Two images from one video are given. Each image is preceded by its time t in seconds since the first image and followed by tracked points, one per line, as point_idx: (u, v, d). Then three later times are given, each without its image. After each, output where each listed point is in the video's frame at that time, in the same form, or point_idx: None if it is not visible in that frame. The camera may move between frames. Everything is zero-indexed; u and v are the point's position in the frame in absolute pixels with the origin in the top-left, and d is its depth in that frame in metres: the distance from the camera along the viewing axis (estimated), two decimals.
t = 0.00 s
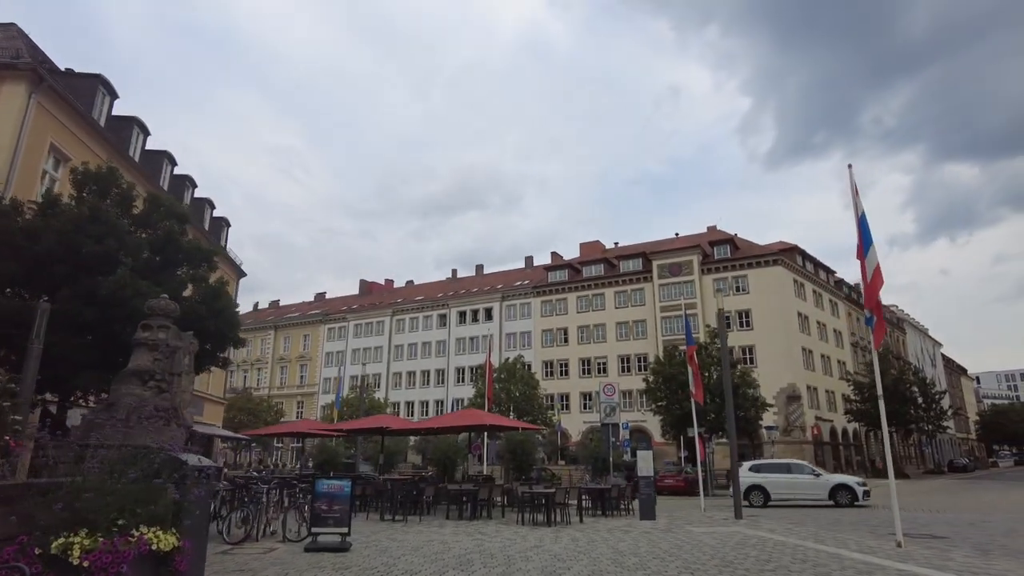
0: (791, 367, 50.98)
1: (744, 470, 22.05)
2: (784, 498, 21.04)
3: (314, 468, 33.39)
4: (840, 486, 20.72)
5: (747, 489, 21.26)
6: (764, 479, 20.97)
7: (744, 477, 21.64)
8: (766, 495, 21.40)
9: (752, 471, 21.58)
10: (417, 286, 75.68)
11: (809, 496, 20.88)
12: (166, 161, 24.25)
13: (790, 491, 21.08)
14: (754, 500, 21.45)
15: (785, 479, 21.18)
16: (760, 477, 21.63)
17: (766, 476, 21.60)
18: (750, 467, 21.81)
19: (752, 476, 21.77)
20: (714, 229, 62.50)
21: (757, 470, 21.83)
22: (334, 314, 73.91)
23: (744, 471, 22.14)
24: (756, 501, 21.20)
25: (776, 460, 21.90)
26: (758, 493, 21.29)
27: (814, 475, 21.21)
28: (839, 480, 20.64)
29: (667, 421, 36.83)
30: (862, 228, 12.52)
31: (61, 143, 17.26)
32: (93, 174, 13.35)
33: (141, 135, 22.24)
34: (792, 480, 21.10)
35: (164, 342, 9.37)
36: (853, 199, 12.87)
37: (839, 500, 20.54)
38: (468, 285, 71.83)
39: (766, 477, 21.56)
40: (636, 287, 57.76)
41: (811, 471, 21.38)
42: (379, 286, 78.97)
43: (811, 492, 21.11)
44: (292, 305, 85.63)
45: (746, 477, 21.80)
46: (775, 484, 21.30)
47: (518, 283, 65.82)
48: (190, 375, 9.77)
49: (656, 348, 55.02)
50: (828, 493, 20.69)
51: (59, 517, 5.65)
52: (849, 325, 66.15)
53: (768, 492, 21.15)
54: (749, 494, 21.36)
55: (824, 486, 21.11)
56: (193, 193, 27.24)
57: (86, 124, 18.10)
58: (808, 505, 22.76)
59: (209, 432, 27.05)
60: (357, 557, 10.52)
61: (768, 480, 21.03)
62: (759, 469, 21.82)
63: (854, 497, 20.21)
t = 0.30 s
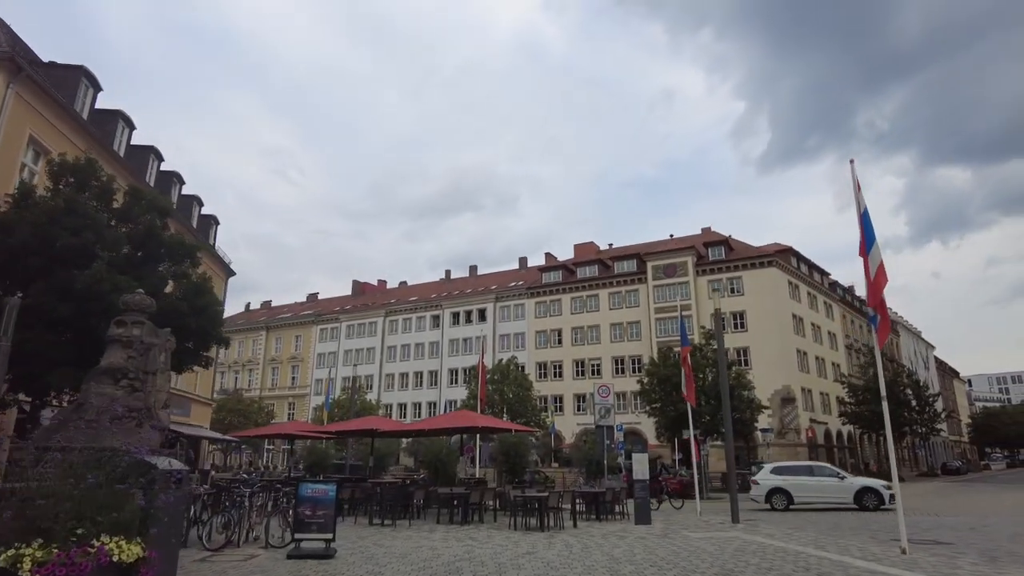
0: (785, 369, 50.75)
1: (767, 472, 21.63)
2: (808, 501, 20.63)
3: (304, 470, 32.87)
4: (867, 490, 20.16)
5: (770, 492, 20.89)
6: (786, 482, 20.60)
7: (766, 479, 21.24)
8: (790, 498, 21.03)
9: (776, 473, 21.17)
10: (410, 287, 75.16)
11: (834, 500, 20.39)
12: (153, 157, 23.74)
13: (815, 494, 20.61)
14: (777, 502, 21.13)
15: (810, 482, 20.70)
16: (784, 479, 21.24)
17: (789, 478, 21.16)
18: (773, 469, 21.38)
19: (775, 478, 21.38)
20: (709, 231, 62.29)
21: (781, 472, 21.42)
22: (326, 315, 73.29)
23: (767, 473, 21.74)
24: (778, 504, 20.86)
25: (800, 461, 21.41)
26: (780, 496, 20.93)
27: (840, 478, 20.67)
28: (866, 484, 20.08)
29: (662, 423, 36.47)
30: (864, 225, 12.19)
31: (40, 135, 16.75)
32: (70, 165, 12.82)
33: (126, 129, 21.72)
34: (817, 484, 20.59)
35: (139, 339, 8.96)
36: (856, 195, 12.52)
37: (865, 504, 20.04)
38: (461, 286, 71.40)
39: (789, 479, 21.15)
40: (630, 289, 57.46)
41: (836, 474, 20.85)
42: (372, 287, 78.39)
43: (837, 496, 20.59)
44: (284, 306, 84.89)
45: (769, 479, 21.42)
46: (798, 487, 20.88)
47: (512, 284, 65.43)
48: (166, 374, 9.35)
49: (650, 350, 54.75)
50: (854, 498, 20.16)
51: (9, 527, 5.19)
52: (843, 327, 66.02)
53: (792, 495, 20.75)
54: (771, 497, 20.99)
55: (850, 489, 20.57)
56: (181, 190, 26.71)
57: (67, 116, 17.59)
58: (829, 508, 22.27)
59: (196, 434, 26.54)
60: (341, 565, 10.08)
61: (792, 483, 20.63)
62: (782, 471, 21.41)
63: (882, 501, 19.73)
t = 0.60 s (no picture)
0: (778, 371, 50.57)
1: (786, 474, 21.24)
2: (830, 503, 20.27)
3: (291, 472, 32.35)
4: (891, 492, 19.82)
5: (791, 495, 20.48)
6: (808, 484, 20.22)
7: (787, 481, 20.84)
8: (811, 500, 20.64)
9: (797, 475, 20.77)
10: (401, 288, 74.71)
11: (857, 501, 20.03)
12: (137, 151, 23.23)
13: (836, 495, 20.23)
14: (797, 504, 20.75)
15: (831, 483, 20.33)
16: (805, 481, 20.85)
17: (811, 480, 20.77)
18: (793, 471, 20.97)
19: (795, 479, 21.00)
20: (702, 233, 62.13)
21: (801, 473, 21.04)
22: (317, 316, 72.68)
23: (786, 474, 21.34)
24: (799, 506, 20.46)
25: (820, 463, 21.05)
26: (801, 498, 20.54)
27: (862, 479, 20.31)
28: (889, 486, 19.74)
29: (655, 424, 36.16)
30: (864, 219, 11.90)
31: (19, 127, 16.21)
32: (45, 154, 12.29)
33: (108, 122, 21.19)
34: (838, 485, 20.25)
35: (109, 332, 8.49)
36: (855, 189, 12.22)
37: (888, 506, 19.68)
38: (453, 287, 70.97)
39: (810, 481, 20.77)
40: (623, 290, 57.21)
41: (859, 475, 20.48)
42: (363, 288, 77.80)
43: (859, 497, 20.20)
44: (275, 306, 84.13)
45: (789, 481, 21.03)
46: (819, 488, 20.50)
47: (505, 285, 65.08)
48: (140, 369, 8.90)
49: (643, 351, 54.52)
50: (877, 500, 19.79)
51: None
52: (836, 329, 66.02)
53: (813, 496, 20.36)
54: (791, 499, 20.59)
55: (872, 490, 20.23)
56: (167, 185, 26.18)
57: (46, 108, 17.09)
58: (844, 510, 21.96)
59: (183, 435, 26.05)
60: (322, 569, 9.64)
61: (813, 485, 20.24)
62: (803, 472, 21.02)
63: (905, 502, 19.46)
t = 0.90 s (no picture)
0: (773, 373, 50.28)
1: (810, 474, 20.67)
2: (855, 506, 19.83)
3: (280, 475, 31.79)
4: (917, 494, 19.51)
5: (816, 496, 20.00)
6: (834, 488, 19.71)
7: (811, 483, 20.29)
8: (835, 502, 20.20)
9: (821, 476, 20.26)
10: (394, 288, 74.23)
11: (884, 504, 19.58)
12: (121, 145, 22.70)
13: (862, 497, 19.80)
14: (821, 506, 20.28)
15: (857, 485, 19.90)
16: (829, 482, 20.36)
17: (835, 481, 20.27)
18: (818, 471, 20.40)
19: (819, 480, 20.49)
20: (696, 234, 61.87)
21: (825, 474, 20.52)
22: (309, 316, 72.04)
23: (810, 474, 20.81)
24: (824, 510, 20.00)
25: (844, 465, 20.58)
26: (825, 501, 20.06)
27: (886, 481, 19.91)
28: (915, 488, 19.44)
29: (649, 426, 35.76)
30: (867, 212, 11.53)
31: None
32: (16, 143, 11.76)
33: (91, 115, 20.66)
34: (864, 487, 19.82)
35: (75, 327, 8.04)
36: (857, 182, 11.86)
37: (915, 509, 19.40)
38: (446, 287, 70.49)
39: (834, 483, 20.29)
40: (617, 291, 56.89)
41: (884, 477, 20.05)
42: (356, 288, 77.21)
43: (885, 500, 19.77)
44: (267, 307, 83.41)
45: (812, 482, 20.50)
46: (842, 490, 20.08)
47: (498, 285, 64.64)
48: (109, 366, 8.44)
49: (637, 352, 54.19)
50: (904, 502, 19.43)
51: None
52: (830, 331, 65.87)
53: (838, 498, 19.91)
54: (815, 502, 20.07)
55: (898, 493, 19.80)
56: (153, 181, 25.57)
57: (25, 99, 16.58)
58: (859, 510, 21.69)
59: (169, 435, 25.52)
60: None
61: (839, 488, 19.75)
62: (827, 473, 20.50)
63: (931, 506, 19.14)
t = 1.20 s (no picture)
0: (770, 372, 49.99)
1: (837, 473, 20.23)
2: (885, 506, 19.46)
3: (272, 474, 31.32)
4: (945, 493, 19.31)
5: (848, 497, 19.54)
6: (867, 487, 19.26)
7: (841, 482, 19.82)
8: (864, 502, 19.80)
9: (851, 475, 19.79)
10: (389, 287, 73.79)
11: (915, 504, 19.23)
12: (110, 137, 22.23)
13: (892, 497, 19.44)
14: (851, 505, 19.85)
15: (887, 485, 19.49)
16: (857, 481, 19.96)
17: (863, 480, 19.89)
18: (845, 469, 19.99)
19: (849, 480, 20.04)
20: (693, 233, 61.61)
21: (853, 473, 20.12)
22: (303, 315, 71.50)
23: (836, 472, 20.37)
24: (854, 509, 19.59)
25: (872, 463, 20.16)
26: (856, 501, 19.65)
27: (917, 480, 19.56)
28: (945, 488, 19.24)
29: (647, 425, 35.39)
30: (875, 202, 11.18)
31: None
32: None
33: (78, 106, 20.18)
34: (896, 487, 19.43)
35: (47, 317, 7.68)
36: (865, 171, 11.52)
37: (945, 509, 19.16)
38: (442, 286, 70.06)
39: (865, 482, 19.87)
40: (614, 290, 56.56)
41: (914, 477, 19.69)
42: (351, 287, 76.71)
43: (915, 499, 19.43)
44: (261, 306, 82.80)
45: (840, 481, 20.07)
46: (873, 489, 19.69)
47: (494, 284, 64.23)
48: (84, 357, 8.09)
49: (634, 351, 53.86)
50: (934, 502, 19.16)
51: None
52: (827, 330, 65.72)
53: (868, 498, 19.51)
54: (846, 502, 19.59)
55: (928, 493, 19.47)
56: (144, 175, 25.07)
57: (10, 88, 16.10)
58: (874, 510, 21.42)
59: (159, 434, 25.04)
60: None
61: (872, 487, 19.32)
62: (855, 472, 20.08)
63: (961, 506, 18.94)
